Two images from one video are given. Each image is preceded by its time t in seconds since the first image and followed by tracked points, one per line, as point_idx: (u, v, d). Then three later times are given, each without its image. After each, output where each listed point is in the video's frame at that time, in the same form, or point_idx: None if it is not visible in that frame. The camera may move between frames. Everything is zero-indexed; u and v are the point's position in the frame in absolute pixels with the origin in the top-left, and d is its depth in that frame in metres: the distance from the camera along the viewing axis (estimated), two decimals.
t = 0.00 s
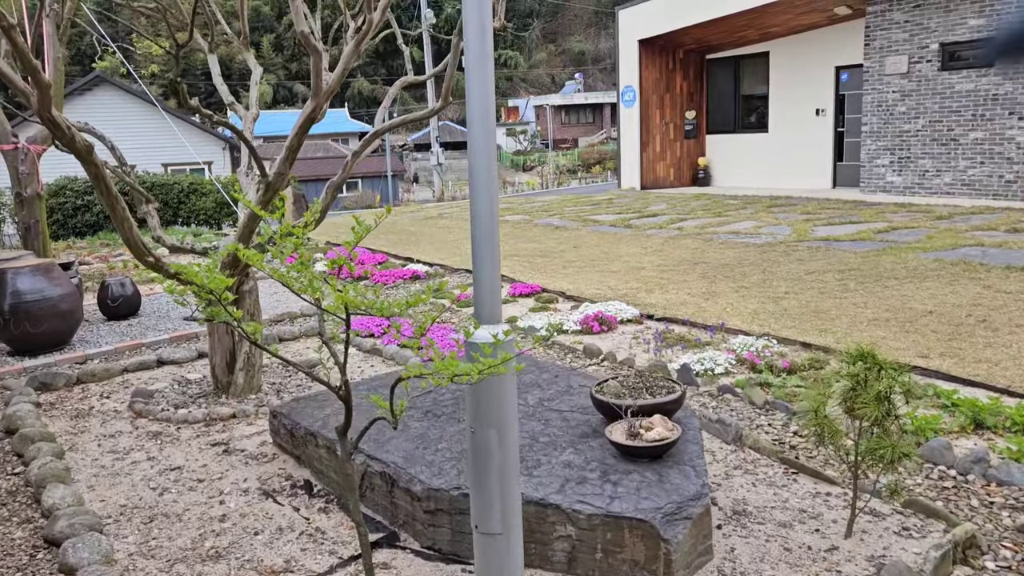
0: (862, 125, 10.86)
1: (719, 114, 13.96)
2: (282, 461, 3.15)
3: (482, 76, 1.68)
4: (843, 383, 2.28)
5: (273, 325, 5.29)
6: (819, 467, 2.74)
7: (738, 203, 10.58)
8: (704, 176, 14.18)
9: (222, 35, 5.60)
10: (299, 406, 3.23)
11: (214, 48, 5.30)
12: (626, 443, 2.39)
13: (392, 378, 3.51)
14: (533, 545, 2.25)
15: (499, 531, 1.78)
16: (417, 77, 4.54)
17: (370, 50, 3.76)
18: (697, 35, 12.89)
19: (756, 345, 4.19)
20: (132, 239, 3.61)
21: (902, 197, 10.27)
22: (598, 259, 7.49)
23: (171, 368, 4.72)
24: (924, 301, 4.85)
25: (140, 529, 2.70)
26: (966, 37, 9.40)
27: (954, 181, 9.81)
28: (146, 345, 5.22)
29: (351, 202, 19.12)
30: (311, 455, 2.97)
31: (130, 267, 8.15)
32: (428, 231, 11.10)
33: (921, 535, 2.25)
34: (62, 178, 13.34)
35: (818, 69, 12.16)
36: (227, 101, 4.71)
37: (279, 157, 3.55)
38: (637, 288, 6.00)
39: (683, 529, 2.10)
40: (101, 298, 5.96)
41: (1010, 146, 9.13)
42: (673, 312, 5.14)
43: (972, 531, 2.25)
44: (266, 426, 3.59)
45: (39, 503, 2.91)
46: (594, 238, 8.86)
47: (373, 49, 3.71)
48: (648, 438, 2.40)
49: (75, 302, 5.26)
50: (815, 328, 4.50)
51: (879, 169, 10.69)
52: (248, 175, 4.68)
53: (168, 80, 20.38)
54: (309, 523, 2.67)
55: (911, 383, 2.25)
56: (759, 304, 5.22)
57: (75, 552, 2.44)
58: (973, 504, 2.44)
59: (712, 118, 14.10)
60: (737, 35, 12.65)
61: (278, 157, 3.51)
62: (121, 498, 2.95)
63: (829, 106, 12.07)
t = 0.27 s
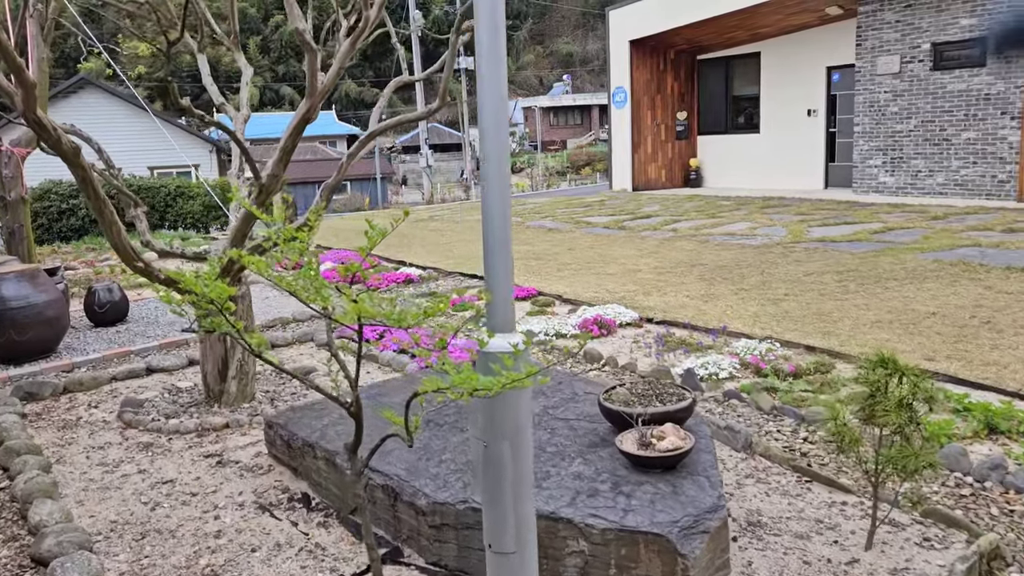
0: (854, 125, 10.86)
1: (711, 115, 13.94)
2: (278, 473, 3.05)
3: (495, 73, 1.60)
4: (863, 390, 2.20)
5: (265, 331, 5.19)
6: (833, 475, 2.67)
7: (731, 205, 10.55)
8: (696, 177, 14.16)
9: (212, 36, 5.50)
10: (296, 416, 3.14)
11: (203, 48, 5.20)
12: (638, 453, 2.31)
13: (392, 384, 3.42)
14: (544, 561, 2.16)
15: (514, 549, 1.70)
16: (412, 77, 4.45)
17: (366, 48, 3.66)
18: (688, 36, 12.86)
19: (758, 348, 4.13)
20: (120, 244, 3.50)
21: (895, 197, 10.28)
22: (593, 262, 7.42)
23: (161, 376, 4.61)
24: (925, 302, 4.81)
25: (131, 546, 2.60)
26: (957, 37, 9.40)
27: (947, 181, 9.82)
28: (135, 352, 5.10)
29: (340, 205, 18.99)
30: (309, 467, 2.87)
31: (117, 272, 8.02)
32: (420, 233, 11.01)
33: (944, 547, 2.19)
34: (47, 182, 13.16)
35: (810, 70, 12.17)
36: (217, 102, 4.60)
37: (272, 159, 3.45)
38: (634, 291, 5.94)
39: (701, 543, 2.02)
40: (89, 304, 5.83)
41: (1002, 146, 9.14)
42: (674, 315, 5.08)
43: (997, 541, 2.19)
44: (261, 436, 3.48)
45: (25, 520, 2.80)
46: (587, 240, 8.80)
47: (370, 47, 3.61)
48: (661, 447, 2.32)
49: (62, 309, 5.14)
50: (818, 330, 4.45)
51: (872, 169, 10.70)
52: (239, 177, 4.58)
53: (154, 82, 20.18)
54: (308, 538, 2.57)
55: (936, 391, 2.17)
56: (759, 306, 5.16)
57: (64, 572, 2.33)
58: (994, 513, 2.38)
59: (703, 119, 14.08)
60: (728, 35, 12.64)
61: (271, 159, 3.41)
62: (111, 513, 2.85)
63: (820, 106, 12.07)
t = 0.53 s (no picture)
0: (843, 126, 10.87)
1: (699, 116, 13.94)
2: (276, 486, 2.94)
3: (517, 84, 1.66)
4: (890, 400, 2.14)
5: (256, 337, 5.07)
6: (850, 483, 2.61)
7: (722, 206, 10.52)
8: (685, 178, 14.14)
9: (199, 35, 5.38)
10: (294, 427, 3.03)
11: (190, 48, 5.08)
12: (655, 464, 2.23)
13: (393, 392, 3.34)
14: None
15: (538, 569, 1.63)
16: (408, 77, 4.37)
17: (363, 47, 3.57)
18: (677, 37, 12.84)
19: (762, 351, 4.07)
20: (108, 248, 3.39)
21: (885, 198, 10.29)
22: (586, 264, 7.36)
23: (150, 384, 4.48)
24: (925, 303, 4.77)
25: (124, 566, 2.48)
26: (946, 37, 9.44)
27: (936, 182, 9.84)
28: (122, 360, 4.97)
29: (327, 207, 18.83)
30: (309, 479, 2.77)
31: (101, 277, 7.85)
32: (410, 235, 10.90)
33: (970, 559, 2.13)
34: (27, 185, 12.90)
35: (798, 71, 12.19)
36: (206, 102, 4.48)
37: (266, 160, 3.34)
38: (631, 294, 5.88)
39: (725, 559, 1.94)
40: (73, 310, 5.68)
41: (991, 146, 9.17)
42: (673, 318, 5.01)
43: None
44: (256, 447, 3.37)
45: (11, 538, 2.67)
46: (579, 242, 8.74)
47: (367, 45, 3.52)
48: (678, 457, 2.24)
49: (46, 316, 4.99)
50: (820, 333, 4.40)
51: (861, 170, 10.71)
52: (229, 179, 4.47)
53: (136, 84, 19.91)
54: (310, 555, 2.47)
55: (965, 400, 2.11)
56: (758, 308, 5.11)
57: None
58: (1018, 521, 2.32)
59: (692, 120, 14.07)
60: (717, 36, 12.63)
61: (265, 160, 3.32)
62: (102, 530, 2.73)
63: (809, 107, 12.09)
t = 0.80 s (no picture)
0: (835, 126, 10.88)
1: (690, 116, 13.91)
2: (278, 499, 2.84)
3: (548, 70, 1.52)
4: (924, 408, 2.07)
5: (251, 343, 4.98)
6: (871, 491, 2.55)
7: (715, 206, 10.49)
8: (676, 178, 14.13)
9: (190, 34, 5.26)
10: (298, 437, 2.94)
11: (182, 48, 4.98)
12: (680, 477, 2.17)
13: (399, 398, 3.26)
14: None
15: None
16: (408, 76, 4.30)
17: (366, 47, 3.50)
18: (667, 37, 12.80)
19: (769, 354, 4.01)
20: (100, 253, 3.28)
21: (877, 198, 10.29)
22: (583, 265, 7.29)
23: (143, 393, 4.36)
24: (928, 304, 4.74)
25: None
26: (937, 37, 9.45)
27: (927, 182, 9.85)
28: (112, 366, 4.85)
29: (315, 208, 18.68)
30: (314, 493, 2.68)
31: (88, 281, 7.70)
32: (400, 236, 10.81)
33: (1004, 571, 2.07)
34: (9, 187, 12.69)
35: (789, 71, 12.19)
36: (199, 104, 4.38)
37: (268, 161, 3.29)
38: (631, 295, 5.82)
39: None
40: (61, 316, 5.55)
41: (983, 146, 9.18)
42: (675, 321, 4.95)
43: None
44: (256, 458, 3.28)
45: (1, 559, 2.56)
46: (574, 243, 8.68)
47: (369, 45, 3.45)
48: (701, 469, 2.18)
49: (34, 322, 4.86)
50: (826, 335, 4.35)
51: (853, 170, 10.72)
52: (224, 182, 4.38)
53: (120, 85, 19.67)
54: (317, 573, 2.38)
55: (1001, 411, 2.04)
56: (761, 310, 5.06)
57: None
58: None
59: (683, 120, 14.05)
60: (707, 36, 12.62)
61: (267, 161, 3.26)
62: (97, 549, 2.62)
63: (800, 107, 12.09)
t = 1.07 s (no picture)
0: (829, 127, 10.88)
1: (683, 116, 13.89)
2: (277, 510, 2.75)
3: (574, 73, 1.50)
4: (949, 415, 2.00)
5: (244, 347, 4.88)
6: (888, 498, 2.48)
7: (710, 207, 10.45)
8: (669, 179, 14.10)
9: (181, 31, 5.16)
10: (297, 446, 2.85)
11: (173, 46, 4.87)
12: (697, 487, 2.10)
13: (400, 404, 3.18)
14: None
15: None
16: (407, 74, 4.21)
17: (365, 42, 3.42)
18: (660, 36, 12.76)
19: (774, 356, 3.96)
20: (91, 255, 3.18)
21: (871, 198, 10.30)
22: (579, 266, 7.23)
23: (133, 398, 4.25)
24: (931, 305, 4.71)
25: None
26: (932, 37, 9.45)
27: (922, 182, 9.85)
28: (102, 371, 4.74)
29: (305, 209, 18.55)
30: (314, 503, 2.59)
31: (75, 283, 7.56)
32: (393, 237, 10.71)
33: None
34: None
35: (783, 71, 12.17)
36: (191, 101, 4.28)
37: (264, 160, 3.20)
38: (630, 297, 5.75)
39: None
40: (48, 318, 5.42)
41: (977, 147, 9.18)
42: (676, 323, 4.89)
43: None
44: (253, 466, 3.18)
45: None
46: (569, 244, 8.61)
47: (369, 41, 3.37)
48: (719, 479, 2.12)
49: (21, 325, 4.74)
50: (831, 337, 4.30)
51: (847, 171, 10.72)
52: (217, 182, 4.28)
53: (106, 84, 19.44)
54: None
55: None
56: (762, 311, 5.01)
57: None
58: None
59: (676, 121, 14.02)
60: (700, 36, 12.59)
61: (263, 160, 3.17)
62: (88, 563, 2.52)
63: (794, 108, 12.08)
